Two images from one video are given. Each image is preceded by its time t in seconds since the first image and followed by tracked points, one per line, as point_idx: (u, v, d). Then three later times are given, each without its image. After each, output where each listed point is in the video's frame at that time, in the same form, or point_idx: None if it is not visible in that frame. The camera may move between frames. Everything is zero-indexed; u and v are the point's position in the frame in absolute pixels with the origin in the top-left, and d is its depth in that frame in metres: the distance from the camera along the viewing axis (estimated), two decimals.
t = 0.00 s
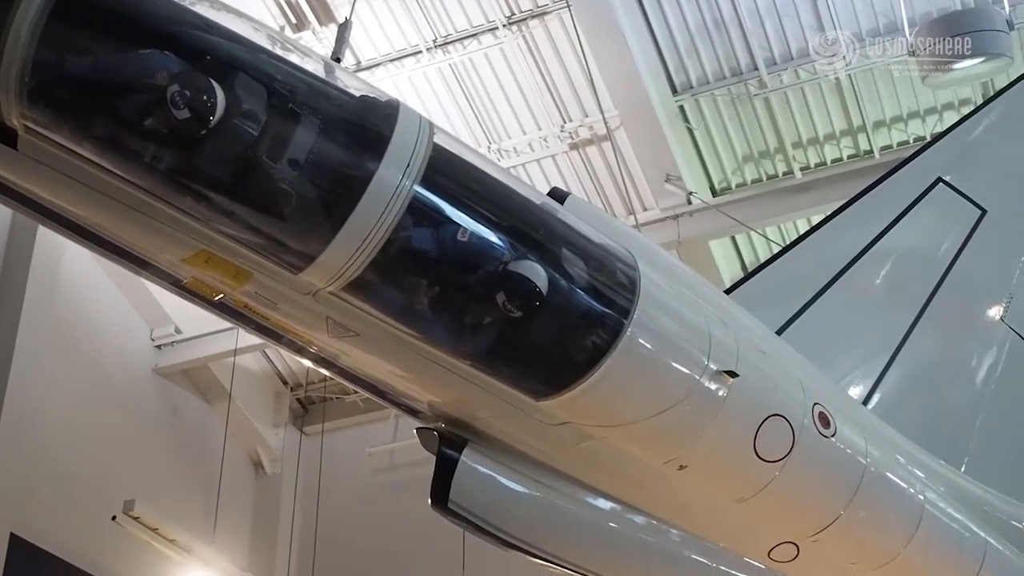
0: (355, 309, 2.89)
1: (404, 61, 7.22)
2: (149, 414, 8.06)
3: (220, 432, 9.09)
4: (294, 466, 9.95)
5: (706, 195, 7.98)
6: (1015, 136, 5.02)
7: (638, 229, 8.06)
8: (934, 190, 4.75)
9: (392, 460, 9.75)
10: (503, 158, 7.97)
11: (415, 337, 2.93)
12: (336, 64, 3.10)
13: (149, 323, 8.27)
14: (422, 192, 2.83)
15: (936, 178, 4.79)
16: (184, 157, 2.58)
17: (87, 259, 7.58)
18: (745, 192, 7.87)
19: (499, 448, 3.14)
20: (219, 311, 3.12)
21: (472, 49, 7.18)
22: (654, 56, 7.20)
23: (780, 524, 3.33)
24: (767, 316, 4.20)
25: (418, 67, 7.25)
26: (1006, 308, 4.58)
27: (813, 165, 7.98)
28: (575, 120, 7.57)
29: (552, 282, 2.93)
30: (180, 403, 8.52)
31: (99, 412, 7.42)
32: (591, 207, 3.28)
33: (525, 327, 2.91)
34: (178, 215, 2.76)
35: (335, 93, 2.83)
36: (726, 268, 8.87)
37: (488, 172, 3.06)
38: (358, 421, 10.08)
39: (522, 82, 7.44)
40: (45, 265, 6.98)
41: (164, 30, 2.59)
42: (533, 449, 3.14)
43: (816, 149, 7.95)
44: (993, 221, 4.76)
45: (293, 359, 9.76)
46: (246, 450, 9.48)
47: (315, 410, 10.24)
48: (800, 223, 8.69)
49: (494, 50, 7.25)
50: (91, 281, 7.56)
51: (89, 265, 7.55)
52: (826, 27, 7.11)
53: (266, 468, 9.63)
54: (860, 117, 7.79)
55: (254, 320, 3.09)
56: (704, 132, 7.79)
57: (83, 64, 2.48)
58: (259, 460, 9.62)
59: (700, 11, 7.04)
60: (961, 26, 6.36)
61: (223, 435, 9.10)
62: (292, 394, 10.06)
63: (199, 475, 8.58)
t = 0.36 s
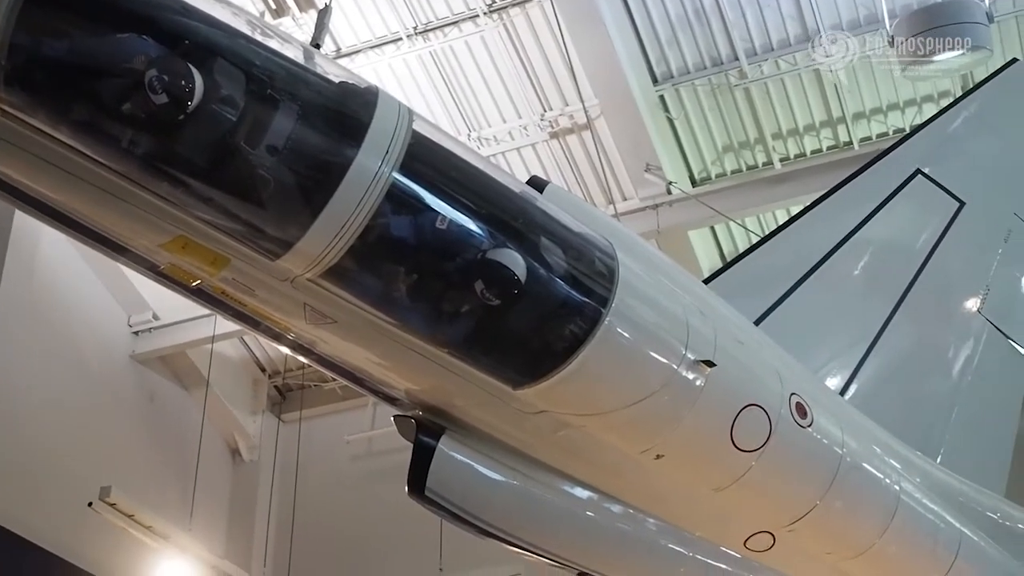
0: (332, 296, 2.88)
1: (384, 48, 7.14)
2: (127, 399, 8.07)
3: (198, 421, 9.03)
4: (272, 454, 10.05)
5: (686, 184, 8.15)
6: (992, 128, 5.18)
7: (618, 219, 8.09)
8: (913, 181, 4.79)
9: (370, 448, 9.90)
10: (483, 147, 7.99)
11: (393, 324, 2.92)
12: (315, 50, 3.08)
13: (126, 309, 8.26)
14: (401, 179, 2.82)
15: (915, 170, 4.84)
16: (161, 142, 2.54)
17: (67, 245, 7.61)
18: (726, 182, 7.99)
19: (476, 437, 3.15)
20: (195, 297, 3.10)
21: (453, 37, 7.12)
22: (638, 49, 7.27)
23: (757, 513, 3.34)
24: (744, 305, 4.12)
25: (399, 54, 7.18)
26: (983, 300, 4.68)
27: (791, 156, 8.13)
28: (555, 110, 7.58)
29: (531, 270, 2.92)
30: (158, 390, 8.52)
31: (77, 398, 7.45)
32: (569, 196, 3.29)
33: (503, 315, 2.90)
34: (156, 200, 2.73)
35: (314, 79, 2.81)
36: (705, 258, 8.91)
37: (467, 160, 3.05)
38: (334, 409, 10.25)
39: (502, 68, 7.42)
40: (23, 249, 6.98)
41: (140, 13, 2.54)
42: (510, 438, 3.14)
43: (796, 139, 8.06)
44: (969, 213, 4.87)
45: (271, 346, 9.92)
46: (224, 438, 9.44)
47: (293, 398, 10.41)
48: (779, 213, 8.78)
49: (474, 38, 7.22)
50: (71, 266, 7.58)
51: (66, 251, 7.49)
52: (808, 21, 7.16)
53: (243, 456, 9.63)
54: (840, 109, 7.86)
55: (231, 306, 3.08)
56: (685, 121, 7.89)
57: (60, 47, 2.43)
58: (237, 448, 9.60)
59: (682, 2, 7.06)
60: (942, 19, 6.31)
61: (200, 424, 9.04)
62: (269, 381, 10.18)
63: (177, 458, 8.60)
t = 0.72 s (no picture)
0: (310, 284, 2.88)
1: (365, 35, 7.16)
2: (105, 383, 8.13)
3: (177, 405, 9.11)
4: (249, 441, 10.01)
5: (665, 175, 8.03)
6: (970, 122, 5.24)
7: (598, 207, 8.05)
8: (893, 173, 4.81)
9: (349, 437, 9.90)
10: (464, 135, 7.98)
11: (372, 312, 2.92)
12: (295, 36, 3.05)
13: (105, 294, 8.36)
14: (381, 166, 2.81)
15: (895, 162, 4.87)
16: (139, 126, 2.51)
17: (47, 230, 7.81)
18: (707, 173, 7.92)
19: (455, 425, 3.15)
20: (173, 283, 3.08)
21: (434, 24, 7.14)
22: (619, 37, 7.27)
23: (733, 503, 3.35)
24: (722, 297, 4.12)
25: (380, 41, 7.19)
26: (960, 293, 4.74)
27: (770, 147, 8.15)
28: (536, 98, 7.59)
29: (510, 259, 2.92)
30: (136, 374, 8.57)
31: (54, 383, 7.51)
32: (549, 185, 3.31)
33: (482, 304, 2.90)
34: (134, 186, 2.70)
35: (295, 66, 2.79)
36: (684, 247, 8.90)
37: (447, 148, 3.04)
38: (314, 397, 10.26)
39: (483, 55, 7.41)
40: None
41: None
42: (489, 426, 3.14)
43: (776, 131, 8.08)
44: (948, 206, 4.90)
45: (250, 334, 9.92)
46: (201, 425, 9.49)
47: (271, 385, 10.39)
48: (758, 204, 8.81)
49: (456, 25, 7.23)
50: (51, 250, 7.78)
51: (41, 234, 7.66)
52: (790, 14, 7.18)
53: (221, 443, 9.66)
54: (820, 100, 7.89)
55: (209, 293, 3.07)
56: (667, 110, 7.91)
57: (37, 31, 2.39)
58: (215, 435, 9.63)
59: None
60: (920, 12, 6.29)
61: (179, 408, 9.13)
62: (248, 368, 10.19)
63: (154, 443, 8.62)
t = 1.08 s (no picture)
0: (287, 272, 2.87)
1: (345, 24, 7.11)
2: (79, 370, 8.17)
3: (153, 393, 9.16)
4: (227, 429, 10.01)
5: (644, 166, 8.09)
6: (946, 116, 5.26)
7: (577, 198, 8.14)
8: (871, 166, 4.83)
9: (326, 426, 9.85)
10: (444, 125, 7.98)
11: (350, 301, 2.91)
12: (274, 23, 3.02)
13: (80, 282, 8.45)
14: (360, 156, 2.79)
15: (873, 156, 4.89)
16: (116, 113, 2.49)
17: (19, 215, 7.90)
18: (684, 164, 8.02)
19: (432, 415, 3.15)
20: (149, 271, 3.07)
21: (415, 14, 7.07)
22: (598, 27, 7.28)
23: (708, 495, 3.37)
24: (701, 288, 4.13)
25: (359, 30, 7.13)
26: (936, 287, 4.77)
27: (748, 139, 8.20)
28: (516, 89, 7.60)
29: (488, 249, 2.92)
30: (111, 363, 8.62)
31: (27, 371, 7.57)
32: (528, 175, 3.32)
33: (459, 294, 2.89)
34: (111, 173, 2.68)
35: (274, 54, 2.76)
36: (662, 236, 8.93)
37: (427, 138, 3.02)
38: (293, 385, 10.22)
39: (462, 45, 7.41)
40: None
41: None
42: (467, 417, 3.14)
43: (756, 122, 8.11)
44: (926, 199, 4.93)
45: (228, 322, 9.93)
46: (177, 414, 9.48)
47: (249, 374, 10.40)
48: (738, 196, 8.85)
49: (437, 16, 7.21)
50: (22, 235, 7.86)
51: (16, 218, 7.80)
52: (771, 7, 7.23)
53: (198, 432, 9.64)
54: (799, 94, 7.93)
55: (186, 282, 3.06)
56: (647, 102, 7.93)
57: (14, 17, 2.35)
58: (191, 423, 9.61)
59: None
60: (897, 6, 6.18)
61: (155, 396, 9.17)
62: (225, 356, 10.18)
63: (130, 431, 8.66)
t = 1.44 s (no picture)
0: (263, 261, 2.86)
1: (324, 13, 7.08)
2: (53, 358, 8.19)
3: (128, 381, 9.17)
4: (203, 418, 9.98)
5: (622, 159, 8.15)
6: (923, 109, 5.29)
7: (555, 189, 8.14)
8: (848, 160, 4.85)
9: (303, 416, 9.85)
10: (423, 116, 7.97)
11: (326, 291, 2.90)
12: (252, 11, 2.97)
13: (55, 270, 8.48)
14: (338, 145, 2.78)
15: (850, 150, 4.91)
16: (93, 101, 2.45)
17: None
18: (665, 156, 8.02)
19: (409, 406, 3.15)
20: (125, 259, 3.05)
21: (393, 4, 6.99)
22: (579, 20, 7.27)
23: (682, 486, 3.38)
24: (679, 280, 4.13)
25: (338, 20, 7.08)
26: (912, 281, 4.81)
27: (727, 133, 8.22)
28: (495, 80, 7.60)
29: (465, 239, 2.91)
30: (86, 352, 8.63)
31: None
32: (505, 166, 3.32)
33: (436, 284, 2.89)
34: (86, 160, 2.66)
35: (252, 43, 2.73)
36: (641, 228, 8.96)
37: (405, 128, 3.00)
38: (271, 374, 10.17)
39: (442, 36, 7.41)
40: None
41: None
42: (444, 408, 3.14)
43: (734, 117, 8.17)
44: (902, 191, 4.96)
45: (204, 312, 9.90)
46: (153, 403, 9.49)
47: (226, 363, 10.35)
48: (715, 189, 8.89)
49: (416, 6, 7.21)
50: None
51: None
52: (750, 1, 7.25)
53: (173, 421, 9.62)
54: (778, 88, 7.96)
55: (162, 270, 3.04)
56: (625, 95, 7.94)
57: None
58: (167, 413, 9.62)
59: None
60: None
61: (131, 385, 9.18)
62: (201, 346, 10.17)
63: (104, 418, 8.70)
